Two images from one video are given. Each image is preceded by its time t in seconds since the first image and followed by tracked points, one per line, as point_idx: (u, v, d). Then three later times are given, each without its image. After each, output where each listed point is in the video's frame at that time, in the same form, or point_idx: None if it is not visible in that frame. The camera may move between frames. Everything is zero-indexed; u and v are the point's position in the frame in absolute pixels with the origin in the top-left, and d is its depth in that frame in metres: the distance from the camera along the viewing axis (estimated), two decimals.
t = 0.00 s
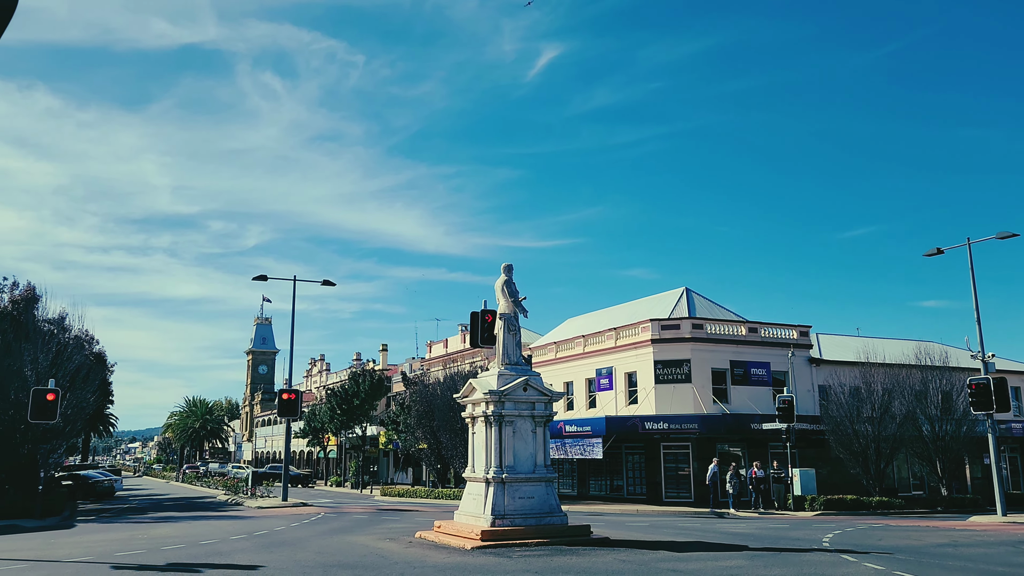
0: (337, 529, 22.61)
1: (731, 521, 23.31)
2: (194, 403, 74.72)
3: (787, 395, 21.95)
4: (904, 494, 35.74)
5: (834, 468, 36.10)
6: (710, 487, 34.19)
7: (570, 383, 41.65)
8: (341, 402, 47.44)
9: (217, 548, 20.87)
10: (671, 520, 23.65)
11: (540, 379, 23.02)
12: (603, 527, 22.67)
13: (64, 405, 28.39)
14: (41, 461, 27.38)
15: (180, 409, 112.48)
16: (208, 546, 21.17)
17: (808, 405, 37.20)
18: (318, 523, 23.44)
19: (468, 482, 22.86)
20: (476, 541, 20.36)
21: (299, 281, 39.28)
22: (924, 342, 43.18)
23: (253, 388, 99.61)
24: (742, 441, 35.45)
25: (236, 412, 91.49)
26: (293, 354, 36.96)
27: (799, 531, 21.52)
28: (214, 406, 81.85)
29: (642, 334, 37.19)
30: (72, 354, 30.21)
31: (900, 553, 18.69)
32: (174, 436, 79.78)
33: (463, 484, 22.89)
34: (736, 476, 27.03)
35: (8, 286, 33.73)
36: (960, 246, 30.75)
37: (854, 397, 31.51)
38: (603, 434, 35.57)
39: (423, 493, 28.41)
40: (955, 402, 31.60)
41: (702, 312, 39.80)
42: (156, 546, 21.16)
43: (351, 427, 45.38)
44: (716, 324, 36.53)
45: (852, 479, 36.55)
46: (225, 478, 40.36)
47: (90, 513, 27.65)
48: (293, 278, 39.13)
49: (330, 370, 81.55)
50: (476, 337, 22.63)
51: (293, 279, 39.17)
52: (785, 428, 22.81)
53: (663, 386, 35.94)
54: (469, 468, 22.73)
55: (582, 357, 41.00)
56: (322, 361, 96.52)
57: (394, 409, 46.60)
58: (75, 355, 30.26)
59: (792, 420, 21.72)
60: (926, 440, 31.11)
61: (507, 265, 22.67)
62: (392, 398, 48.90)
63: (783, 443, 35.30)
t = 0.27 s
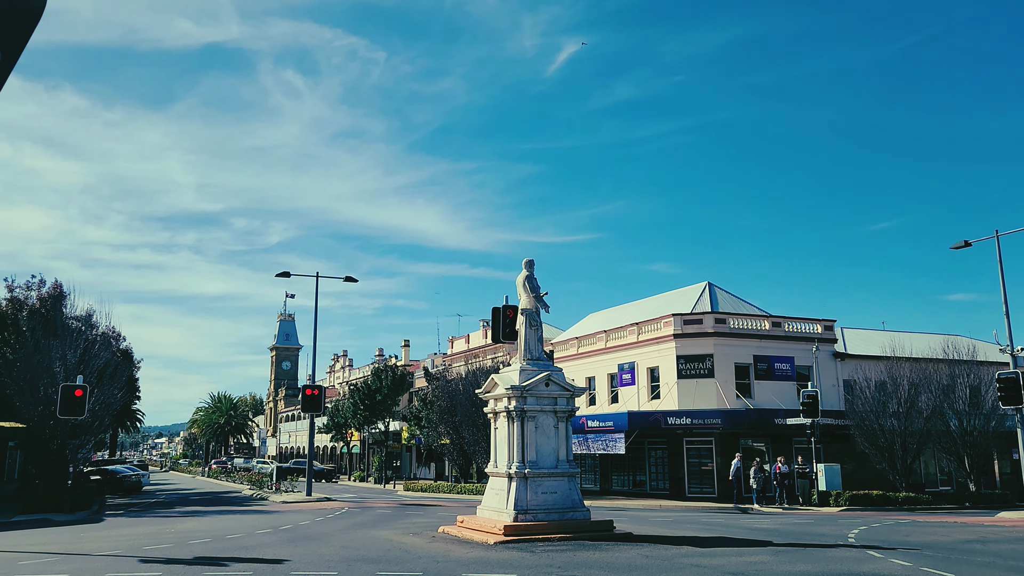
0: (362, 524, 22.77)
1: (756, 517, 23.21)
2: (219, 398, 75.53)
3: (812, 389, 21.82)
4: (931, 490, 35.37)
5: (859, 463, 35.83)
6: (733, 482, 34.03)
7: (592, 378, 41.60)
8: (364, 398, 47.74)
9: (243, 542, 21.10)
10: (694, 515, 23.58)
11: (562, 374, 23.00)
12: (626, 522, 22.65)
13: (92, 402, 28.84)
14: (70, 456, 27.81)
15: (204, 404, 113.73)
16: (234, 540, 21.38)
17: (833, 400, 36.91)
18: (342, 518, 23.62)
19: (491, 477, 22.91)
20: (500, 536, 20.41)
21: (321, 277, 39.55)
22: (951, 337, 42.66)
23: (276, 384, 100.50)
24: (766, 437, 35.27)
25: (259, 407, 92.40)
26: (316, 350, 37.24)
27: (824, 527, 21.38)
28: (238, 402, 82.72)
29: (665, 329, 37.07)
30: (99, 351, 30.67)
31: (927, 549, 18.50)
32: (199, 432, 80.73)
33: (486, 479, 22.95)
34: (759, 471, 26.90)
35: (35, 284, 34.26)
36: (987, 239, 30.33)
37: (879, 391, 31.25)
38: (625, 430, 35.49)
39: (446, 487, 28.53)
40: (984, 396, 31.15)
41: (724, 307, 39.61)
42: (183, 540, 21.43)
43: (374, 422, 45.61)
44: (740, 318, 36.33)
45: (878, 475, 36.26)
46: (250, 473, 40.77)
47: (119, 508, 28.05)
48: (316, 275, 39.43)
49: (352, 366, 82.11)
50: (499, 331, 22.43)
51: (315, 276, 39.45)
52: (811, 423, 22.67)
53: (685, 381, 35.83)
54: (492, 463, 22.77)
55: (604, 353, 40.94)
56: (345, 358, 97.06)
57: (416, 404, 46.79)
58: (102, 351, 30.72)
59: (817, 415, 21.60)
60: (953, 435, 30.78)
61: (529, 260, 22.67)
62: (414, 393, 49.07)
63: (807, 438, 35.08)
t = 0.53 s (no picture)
0: (383, 519, 22.90)
1: (778, 512, 23.11)
2: (241, 394, 76.12)
3: (835, 384, 21.70)
4: (956, 486, 35.02)
5: (883, 459, 35.58)
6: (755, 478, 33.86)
7: (612, 374, 41.55)
8: (384, 394, 48.01)
9: (265, 537, 21.28)
10: (716, 511, 23.51)
11: (582, 370, 22.99)
12: (647, 518, 22.61)
13: (117, 397, 29.25)
14: (95, 452, 28.18)
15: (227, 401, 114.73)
16: (257, 535, 21.58)
17: (855, 395, 36.64)
18: (364, 513, 23.77)
19: (511, 472, 22.94)
20: (520, 531, 20.43)
21: (341, 274, 39.84)
22: (975, 331, 42.17)
23: (297, 379, 101.13)
24: (788, 432, 35.08)
25: (281, 403, 92.97)
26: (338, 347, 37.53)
27: (847, 523, 21.24)
28: (260, 397, 83.36)
29: (685, 324, 36.95)
30: (124, 348, 31.09)
31: (952, 546, 18.31)
32: (221, 427, 81.43)
33: (507, 475, 22.99)
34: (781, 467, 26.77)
35: (60, 282, 34.76)
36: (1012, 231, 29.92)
37: (903, 386, 30.99)
38: (646, 425, 35.32)
39: (467, 483, 28.63)
40: (1010, 390, 30.71)
41: (745, 302, 39.42)
42: (207, 534, 21.66)
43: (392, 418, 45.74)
44: (760, 313, 36.14)
45: (903, 471, 35.99)
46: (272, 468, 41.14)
47: (144, 502, 28.40)
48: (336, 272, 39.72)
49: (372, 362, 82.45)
50: (517, 328, 22.23)
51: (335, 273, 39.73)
52: (833, 418, 22.53)
53: (706, 376, 35.70)
54: (512, 459, 22.80)
55: (624, 348, 40.88)
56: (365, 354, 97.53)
57: (437, 400, 46.90)
58: (126, 348, 31.15)
59: (839, 410, 21.50)
60: (978, 431, 30.47)
61: (548, 255, 22.65)
62: (435, 389, 49.21)
63: (830, 433, 34.88)
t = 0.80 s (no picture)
0: (402, 514, 23.01)
1: (798, 508, 23.03)
2: (261, 390, 76.68)
3: (855, 380, 21.59)
4: (979, 481, 34.75)
5: (904, 454, 35.39)
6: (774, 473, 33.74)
7: (630, 369, 41.49)
8: (402, 389, 48.21)
9: (285, 532, 21.44)
10: (735, 507, 23.46)
11: (599, 365, 22.97)
12: (665, 514, 22.58)
13: (138, 394, 29.56)
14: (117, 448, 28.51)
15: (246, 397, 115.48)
16: (277, 530, 21.75)
17: (876, 390, 36.43)
18: (383, 508, 23.90)
19: (529, 468, 22.95)
20: (538, 527, 20.47)
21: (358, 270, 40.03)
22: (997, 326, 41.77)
23: (316, 376, 101.77)
24: (807, 427, 34.92)
25: (300, 399, 93.58)
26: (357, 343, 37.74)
27: (868, 519, 21.13)
28: (280, 394, 83.98)
29: (703, 319, 36.82)
30: (145, 344, 31.40)
31: (975, 542, 18.16)
32: (241, 424, 82.15)
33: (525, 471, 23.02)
34: (801, 462, 26.64)
35: (81, 280, 35.19)
36: None
37: (924, 381, 30.81)
38: (663, 421, 35.41)
39: (485, 479, 28.71)
40: None
41: (764, 297, 39.24)
42: (228, 529, 21.85)
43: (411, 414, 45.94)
44: (779, 308, 35.97)
45: (924, 466, 35.79)
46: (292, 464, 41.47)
47: (165, 498, 28.70)
48: (353, 269, 39.92)
49: (390, 358, 82.84)
50: (535, 322, 22.50)
51: (353, 269, 39.93)
52: (854, 414, 22.42)
53: (724, 371, 35.57)
54: (530, 455, 22.81)
55: (642, 343, 40.81)
56: (382, 350, 97.83)
57: (454, 396, 47.06)
58: (147, 345, 31.47)
59: (859, 405, 21.44)
60: (1001, 426, 30.09)
61: (566, 251, 22.63)
62: (452, 385, 49.37)
63: (850, 429, 34.70)
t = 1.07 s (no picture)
0: (418, 510, 23.11)
1: (815, 505, 22.98)
2: (277, 386, 77.11)
3: (873, 375, 21.52)
4: (998, 477, 34.51)
5: (922, 450, 35.21)
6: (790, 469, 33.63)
7: (645, 365, 41.44)
8: (418, 385, 48.37)
9: (303, 527, 21.56)
10: (751, 503, 23.42)
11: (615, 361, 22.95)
12: (681, 510, 22.56)
13: (156, 390, 29.74)
14: (135, 443, 28.75)
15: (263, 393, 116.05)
16: (293, 525, 21.87)
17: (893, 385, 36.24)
18: (399, 504, 24.02)
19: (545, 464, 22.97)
20: (554, 523, 20.49)
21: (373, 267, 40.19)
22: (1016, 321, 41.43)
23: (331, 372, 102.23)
24: (824, 423, 34.79)
25: (316, 395, 94.06)
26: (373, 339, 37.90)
27: (886, 515, 21.05)
28: (295, 390, 84.43)
29: (718, 315, 36.71)
30: (162, 341, 31.67)
31: (994, 539, 18.02)
32: (257, 420, 82.68)
33: (540, 467, 23.04)
34: (818, 458, 26.53)
35: (98, 278, 35.48)
36: None
37: (943, 376, 30.63)
38: (679, 417, 35.29)
39: (501, 475, 28.78)
40: None
41: (780, 292, 39.10)
42: (246, 525, 22.01)
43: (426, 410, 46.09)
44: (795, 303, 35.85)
45: (943, 462, 35.58)
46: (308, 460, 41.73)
47: (183, 494, 28.92)
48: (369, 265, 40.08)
49: (404, 354, 83.14)
50: (550, 319, 22.27)
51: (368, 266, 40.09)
52: (873, 410, 22.33)
53: (740, 367, 35.46)
54: (545, 451, 22.83)
55: (657, 339, 40.75)
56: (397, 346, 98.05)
57: (470, 392, 47.18)
58: (165, 342, 31.68)
59: (877, 401, 21.37)
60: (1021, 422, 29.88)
61: (580, 248, 22.62)
62: (468, 381, 49.47)
63: (867, 424, 34.53)
